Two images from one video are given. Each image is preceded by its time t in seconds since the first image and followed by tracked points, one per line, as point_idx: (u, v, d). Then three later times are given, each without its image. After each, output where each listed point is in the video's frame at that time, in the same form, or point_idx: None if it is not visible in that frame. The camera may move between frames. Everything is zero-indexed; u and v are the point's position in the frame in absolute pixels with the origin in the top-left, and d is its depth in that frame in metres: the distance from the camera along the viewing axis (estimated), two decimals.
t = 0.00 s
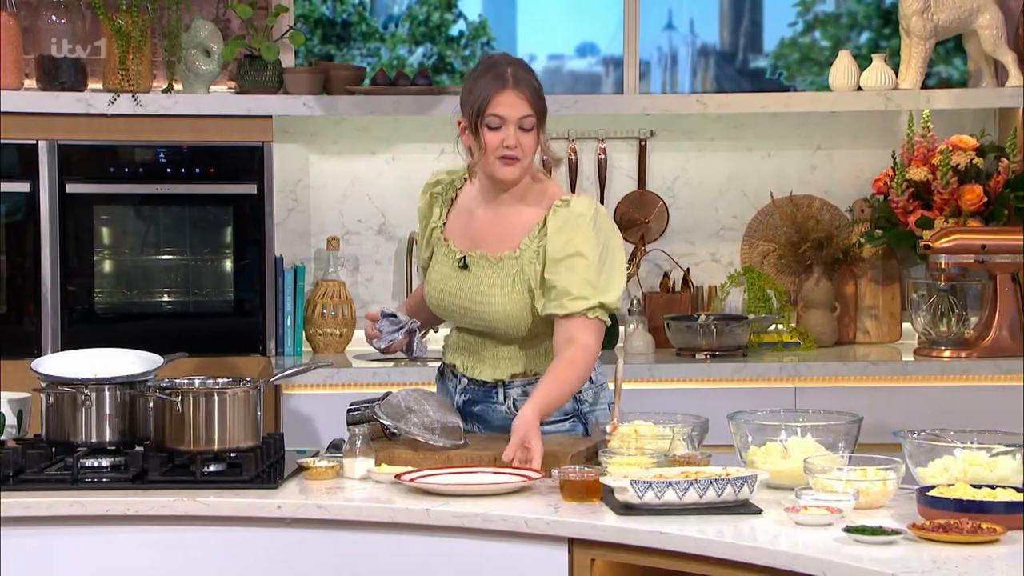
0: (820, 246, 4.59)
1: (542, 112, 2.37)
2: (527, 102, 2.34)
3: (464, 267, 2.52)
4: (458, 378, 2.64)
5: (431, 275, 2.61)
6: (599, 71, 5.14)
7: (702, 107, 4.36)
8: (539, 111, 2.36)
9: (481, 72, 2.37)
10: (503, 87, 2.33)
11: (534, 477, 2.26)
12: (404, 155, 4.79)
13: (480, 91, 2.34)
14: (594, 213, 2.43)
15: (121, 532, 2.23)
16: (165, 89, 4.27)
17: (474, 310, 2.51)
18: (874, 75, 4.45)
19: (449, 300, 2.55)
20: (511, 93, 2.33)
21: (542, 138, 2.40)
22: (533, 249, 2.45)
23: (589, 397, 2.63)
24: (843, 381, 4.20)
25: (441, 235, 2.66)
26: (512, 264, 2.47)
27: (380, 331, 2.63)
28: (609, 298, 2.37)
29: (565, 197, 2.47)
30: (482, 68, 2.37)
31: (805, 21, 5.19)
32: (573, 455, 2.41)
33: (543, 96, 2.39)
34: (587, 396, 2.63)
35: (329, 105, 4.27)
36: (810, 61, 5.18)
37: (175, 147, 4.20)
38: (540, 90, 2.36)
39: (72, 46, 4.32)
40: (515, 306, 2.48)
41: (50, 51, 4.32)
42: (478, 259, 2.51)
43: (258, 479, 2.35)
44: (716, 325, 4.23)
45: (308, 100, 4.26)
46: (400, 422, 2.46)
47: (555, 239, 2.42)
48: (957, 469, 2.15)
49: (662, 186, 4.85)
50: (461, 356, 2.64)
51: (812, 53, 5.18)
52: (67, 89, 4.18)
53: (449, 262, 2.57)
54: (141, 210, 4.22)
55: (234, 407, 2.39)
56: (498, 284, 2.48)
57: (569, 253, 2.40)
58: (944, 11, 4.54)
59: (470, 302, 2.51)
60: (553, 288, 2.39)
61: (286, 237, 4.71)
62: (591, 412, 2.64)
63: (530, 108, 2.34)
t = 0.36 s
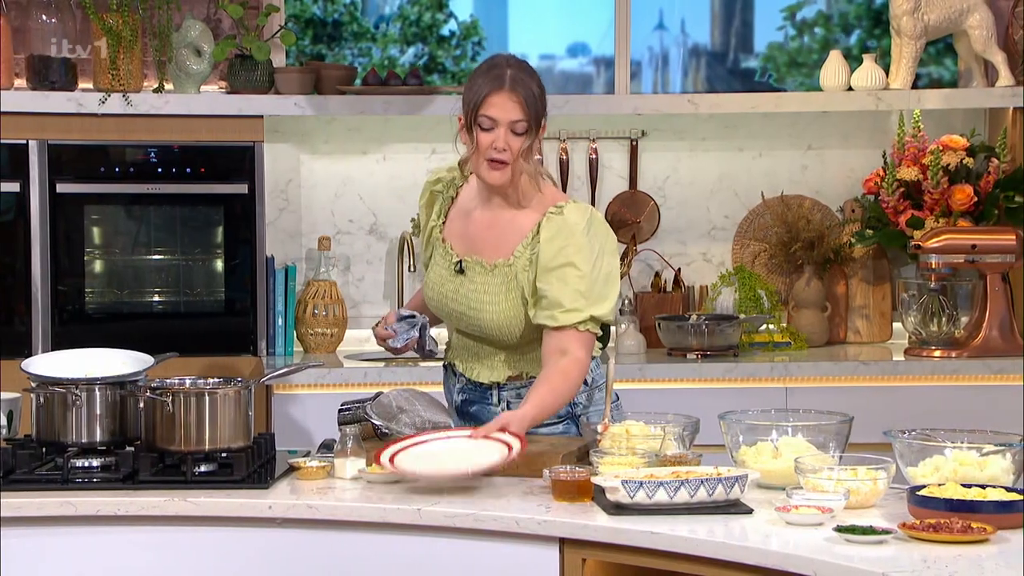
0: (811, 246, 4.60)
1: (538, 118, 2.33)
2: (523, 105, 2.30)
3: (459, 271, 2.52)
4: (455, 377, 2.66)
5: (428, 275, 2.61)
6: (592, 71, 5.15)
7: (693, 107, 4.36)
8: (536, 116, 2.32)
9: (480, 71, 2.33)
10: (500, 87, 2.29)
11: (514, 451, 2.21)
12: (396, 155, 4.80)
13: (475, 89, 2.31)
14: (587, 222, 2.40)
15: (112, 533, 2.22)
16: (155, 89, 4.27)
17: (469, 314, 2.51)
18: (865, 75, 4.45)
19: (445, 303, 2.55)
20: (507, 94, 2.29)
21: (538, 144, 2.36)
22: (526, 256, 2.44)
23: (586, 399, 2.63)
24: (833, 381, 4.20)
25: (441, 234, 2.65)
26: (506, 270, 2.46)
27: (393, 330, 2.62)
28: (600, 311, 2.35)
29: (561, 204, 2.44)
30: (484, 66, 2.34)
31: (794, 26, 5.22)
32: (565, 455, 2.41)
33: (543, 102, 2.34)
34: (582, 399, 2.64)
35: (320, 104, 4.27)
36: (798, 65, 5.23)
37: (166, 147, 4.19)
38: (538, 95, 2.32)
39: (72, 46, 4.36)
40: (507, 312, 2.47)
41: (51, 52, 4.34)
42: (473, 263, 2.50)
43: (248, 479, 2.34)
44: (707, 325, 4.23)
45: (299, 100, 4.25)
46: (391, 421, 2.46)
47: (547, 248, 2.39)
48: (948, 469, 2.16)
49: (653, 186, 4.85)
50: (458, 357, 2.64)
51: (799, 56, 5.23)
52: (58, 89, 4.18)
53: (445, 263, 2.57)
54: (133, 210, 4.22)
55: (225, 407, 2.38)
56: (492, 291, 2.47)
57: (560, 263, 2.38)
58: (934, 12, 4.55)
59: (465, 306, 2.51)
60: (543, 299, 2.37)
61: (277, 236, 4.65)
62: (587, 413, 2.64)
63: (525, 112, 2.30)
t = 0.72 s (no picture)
0: (808, 246, 4.59)
1: (550, 106, 2.37)
2: (535, 97, 2.34)
3: (474, 258, 2.51)
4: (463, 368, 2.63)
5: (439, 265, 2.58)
6: (588, 71, 5.15)
7: (691, 107, 4.36)
8: (547, 108, 2.36)
9: (495, 62, 2.38)
10: (513, 78, 2.33)
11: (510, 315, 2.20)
12: (393, 155, 4.80)
13: (490, 79, 2.35)
14: (606, 210, 2.42)
15: (109, 533, 2.22)
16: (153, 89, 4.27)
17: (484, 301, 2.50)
18: (862, 75, 4.45)
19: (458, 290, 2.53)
20: (520, 85, 2.33)
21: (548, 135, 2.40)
22: (545, 243, 2.44)
23: (592, 390, 2.60)
24: (830, 381, 4.21)
25: (450, 226, 2.63)
26: (523, 257, 2.45)
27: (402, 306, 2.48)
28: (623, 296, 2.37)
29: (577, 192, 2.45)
30: (499, 58, 2.39)
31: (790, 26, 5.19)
32: (562, 455, 2.40)
33: (555, 90, 2.38)
34: (587, 386, 2.59)
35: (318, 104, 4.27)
36: (793, 67, 5.20)
37: (164, 146, 4.19)
38: (551, 88, 2.36)
39: (72, 46, 4.38)
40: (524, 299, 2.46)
41: (51, 51, 4.36)
42: (489, 250, 2.49)
43: (246, 479, 2.35)
44: (705, 325, 4.23)
45: (297, 99, 4.26)
46: (389, 421, 2.45)
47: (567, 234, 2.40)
48: (945, 468, 2.14)
49: (651, 186, 4.85)
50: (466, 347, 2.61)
51: (796, 58, 5.19)
52: (55, 89, 4.18)
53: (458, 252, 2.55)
54: (130, 210, 4.22)
55: (223, 407, 2.37)
56: (510, 277, 2.46)
57: (582, 249, 2.39)
58: (931, 12, 4.56)
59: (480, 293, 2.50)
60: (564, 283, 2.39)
61: (275, 236, 4.66)
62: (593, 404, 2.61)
63: (536, 104, 2.34)
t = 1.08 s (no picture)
0: (809, 245, 4.59)
1: (545, 142, 2.51)
2: (529, 143, 2.48)
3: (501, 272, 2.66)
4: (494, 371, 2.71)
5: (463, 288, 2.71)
6: (588, 71, 5.12)
7: (692, 107, 4.36)
8: (543, 147, 2.51)
9: (487, 109, 2.51)
10: (506, 128, 2.47)
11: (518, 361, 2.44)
12: (393, 155, 4.80)
13: (484, 130, 2.49)
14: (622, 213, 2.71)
15: (110, 532, 2.22)
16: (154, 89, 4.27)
17: (519, 309, 2.66)
18: (863, 75, 4.45)
19: (491, 304, 2.67)
20: (514, 135, 2.47)
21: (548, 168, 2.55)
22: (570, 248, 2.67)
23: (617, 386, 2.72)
24: (831, 381, 4.20)
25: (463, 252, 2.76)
26: (554, 264, 2.66)
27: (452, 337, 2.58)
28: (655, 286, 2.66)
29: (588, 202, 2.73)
30: (491, 103, 2.52)
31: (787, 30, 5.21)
32: (562, 455, 2.40)
33: (547, 125, 2.51)
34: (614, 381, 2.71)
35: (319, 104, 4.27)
36: (792, 69, 5.24)
37: (165, 147, 4.19)
38: (544, 128, 2.50)
39: (72, 46, 4.36)
40: (560, 301, 2.66)
41: (51, 52, 4.34)
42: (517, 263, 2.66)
43: (247, 479, 2.35)
44: (705, 325, 4.24)
45: (297, 100, 4.26)
46: (389, 421, 2.45)
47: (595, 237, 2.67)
48: (945, 468, 2.14)
49: (652, 186, 4.86)
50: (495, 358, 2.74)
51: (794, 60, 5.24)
52: (55, 89, 4.18)
53: (482, 271, 2.69)
54: (131, 210, 4.22)
55: (224, 407, 2.37)
56: (543, 281, 2.65)
57: (612, 248, 2.65)
58: (931, 12, 4.55)
59: (515, 301, 2.66)
60: (609, 280, 2.63)
61: (275, 237, 4.69)
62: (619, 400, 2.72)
63: (531, 148, 2.49)
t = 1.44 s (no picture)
0: (808, 245, 4.59)
1: (536, 159, 2.51)
2: (519, 162, 2.48)
3: (514, 292, 2.69)
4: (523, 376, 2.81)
5: (477, 312, 2.74)
6: (589, 70, 5.12)
7: (692, 107, 4.36)
8: (533, 166, 2.51)
9: (478, 128, 2.52)
10: (495, 149, 2.47)
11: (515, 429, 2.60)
12: (392, 154, 4.80)
13: (475, 150, 2.50)
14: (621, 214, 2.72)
15: (109, 531, 2.22)
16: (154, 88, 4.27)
17: (537, 326, 2.70)
18: (863, 75, 4.45)
19: (509, 323, 2.72)
20: (504, 154, 2.47)
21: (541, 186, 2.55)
22: (577, 258, 2.70)
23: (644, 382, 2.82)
24: (830, 380, 4.20)
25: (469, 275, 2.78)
26: (562, 276, 2.69)
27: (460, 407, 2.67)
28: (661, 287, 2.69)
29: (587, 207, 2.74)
30: (482, 122, 2.53)
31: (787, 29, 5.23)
32: (562, 454, 2.41)
33: (537, 142, 2.51)
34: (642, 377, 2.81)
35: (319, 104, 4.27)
36: (793, 69, 5.30)
37: (165, 146, 4.19)
38: (534, 146, 2.49)
39: (73, 47, 4.30)
40: (574, 312, 2.70)
41: (52, 51, 4.28)
42: (528, 282, 2.69)
43: (246, 478, 2.34)
44: (705, 324, 4.23)
45: (297, 99, 4.26)
46: (389, 421, 2.45)
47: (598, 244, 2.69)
48: (945, 468, 2.14)
49: (651, 185, 4.86)
50: (517, 369, 2.81)
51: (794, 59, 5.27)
52: (55, 88, 4.20)
53: (494, 293, 2.72)
54: (131, 209, 4.22)
55: (224, 405, 2.37)
56: (554, 294, 2.69)
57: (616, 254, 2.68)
58: (932, 11, 4.55)
59: (532, 320, 2.70)
60: (615, 287, 2.66)
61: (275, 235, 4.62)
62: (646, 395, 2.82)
63: (522, 168, 2.49)
